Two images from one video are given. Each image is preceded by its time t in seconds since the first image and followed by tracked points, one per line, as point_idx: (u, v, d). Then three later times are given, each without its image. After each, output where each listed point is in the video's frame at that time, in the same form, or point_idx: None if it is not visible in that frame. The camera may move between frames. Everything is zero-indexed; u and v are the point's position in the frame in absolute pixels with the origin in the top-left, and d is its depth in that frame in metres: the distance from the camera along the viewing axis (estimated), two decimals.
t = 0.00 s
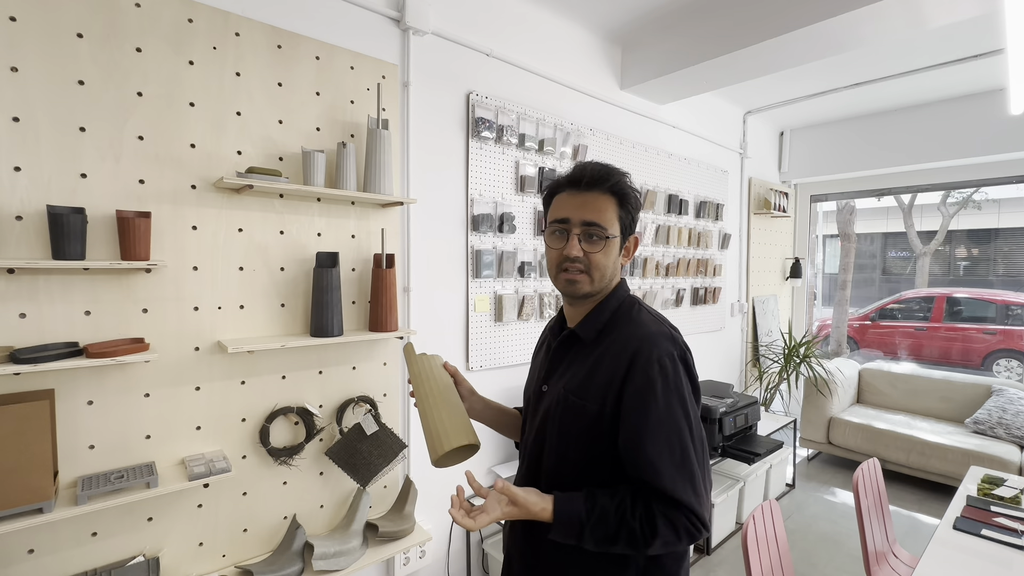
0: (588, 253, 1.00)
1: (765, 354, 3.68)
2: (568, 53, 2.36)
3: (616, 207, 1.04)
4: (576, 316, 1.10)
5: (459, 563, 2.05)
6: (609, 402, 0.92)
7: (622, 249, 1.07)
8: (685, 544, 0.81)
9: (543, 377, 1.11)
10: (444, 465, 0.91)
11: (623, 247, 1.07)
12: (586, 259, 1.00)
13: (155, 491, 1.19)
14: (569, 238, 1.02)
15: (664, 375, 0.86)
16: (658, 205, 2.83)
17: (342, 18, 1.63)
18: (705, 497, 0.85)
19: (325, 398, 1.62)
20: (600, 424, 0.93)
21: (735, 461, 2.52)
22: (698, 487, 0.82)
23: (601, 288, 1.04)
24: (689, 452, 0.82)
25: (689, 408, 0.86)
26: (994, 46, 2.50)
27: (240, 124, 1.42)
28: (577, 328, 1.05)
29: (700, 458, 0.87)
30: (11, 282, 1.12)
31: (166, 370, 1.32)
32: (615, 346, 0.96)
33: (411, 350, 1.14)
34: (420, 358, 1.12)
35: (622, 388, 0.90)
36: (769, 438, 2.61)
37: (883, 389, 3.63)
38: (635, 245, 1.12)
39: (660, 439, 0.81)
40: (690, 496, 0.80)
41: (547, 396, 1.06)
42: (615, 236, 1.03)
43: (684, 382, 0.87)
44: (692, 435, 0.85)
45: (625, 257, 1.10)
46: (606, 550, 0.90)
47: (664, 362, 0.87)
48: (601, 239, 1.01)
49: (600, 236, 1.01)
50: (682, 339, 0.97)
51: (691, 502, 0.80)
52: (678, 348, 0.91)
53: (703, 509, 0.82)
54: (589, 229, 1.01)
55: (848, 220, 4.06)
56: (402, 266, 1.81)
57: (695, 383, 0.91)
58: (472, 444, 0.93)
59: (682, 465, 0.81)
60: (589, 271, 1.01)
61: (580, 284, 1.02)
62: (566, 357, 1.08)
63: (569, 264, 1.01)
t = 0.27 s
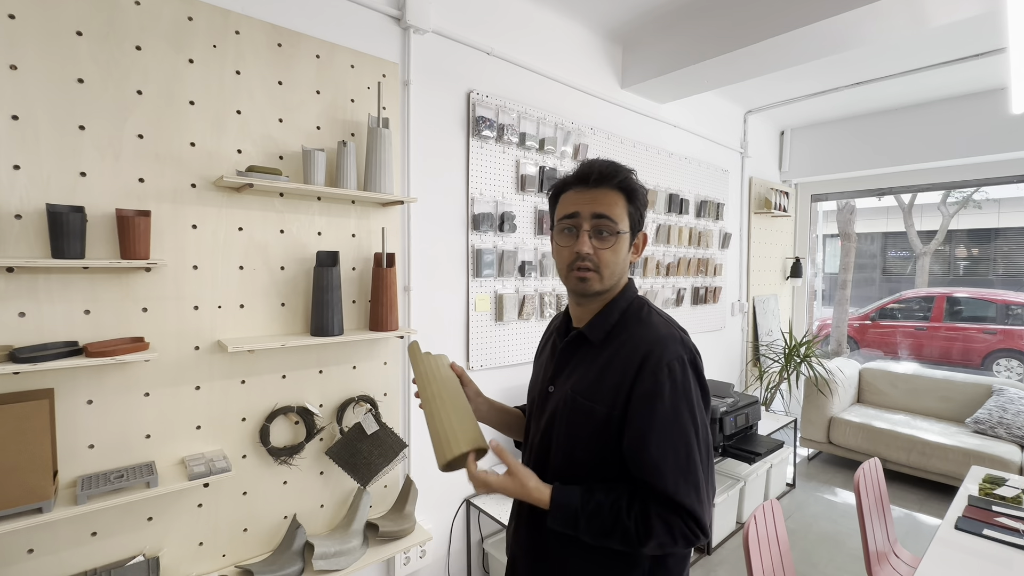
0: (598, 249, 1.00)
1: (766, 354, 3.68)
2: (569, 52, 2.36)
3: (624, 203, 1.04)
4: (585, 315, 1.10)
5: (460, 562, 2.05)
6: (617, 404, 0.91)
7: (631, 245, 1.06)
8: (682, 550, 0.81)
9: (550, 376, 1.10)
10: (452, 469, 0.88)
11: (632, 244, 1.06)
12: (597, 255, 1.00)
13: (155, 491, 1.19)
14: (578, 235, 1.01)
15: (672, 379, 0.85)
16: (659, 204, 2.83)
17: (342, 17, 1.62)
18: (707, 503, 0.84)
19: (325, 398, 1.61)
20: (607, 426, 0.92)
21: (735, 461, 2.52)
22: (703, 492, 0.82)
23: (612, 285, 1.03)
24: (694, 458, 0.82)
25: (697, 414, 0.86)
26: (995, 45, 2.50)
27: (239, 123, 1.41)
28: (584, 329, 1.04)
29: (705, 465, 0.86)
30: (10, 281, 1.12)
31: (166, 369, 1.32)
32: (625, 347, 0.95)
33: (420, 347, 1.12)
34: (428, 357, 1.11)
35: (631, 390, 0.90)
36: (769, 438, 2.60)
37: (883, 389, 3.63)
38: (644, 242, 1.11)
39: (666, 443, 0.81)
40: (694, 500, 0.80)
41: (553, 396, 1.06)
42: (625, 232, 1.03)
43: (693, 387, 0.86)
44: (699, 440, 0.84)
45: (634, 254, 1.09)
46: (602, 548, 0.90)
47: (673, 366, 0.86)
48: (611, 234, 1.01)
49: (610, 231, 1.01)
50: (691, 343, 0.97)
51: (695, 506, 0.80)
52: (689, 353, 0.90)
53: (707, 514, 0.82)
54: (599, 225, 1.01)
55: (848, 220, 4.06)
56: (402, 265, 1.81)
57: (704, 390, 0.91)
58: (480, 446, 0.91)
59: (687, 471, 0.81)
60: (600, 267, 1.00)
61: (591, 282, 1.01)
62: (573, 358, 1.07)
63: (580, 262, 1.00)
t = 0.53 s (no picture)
0: (605, 246, 1.00)
1: (766, 354, 3.68)
2: (569, 52, 2.36)
3: (631, 201, 1.04)
4: (593, 314, 1.09)
5: (460, 563, 2.05)
6: (622, 403, 0.91)
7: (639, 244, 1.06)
8: (677, 552, 0.81)
9: (555, 374, 1.10)
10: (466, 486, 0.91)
11: (640, 243, 1.06)
12: (603, 253, 1.00)
13: (155, 492, 1.18)
14: (585, 233, 1.02)
15: (678, 380, 0.85)
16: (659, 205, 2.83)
17: (342, 17, 1.62)
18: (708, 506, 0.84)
19: (325, 398, 1.61)
20: (612, 424, 0.92)
21: (735, 461, 2.52)
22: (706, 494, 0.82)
23: (620, 283, 1.02)
24: (698, 460, 0.81)
25: (703, 416, 0.85)
26: (995, 45, 2.50)
27: (239, 123, 1.41)
28: (592, 327, 1.04)
29: (710, 469, 0.86)
30: (9, 282, 1.11)
31: (165, 370, 1.31)
32: (632, 346, 0.95)
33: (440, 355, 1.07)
34: (445, 364, 1.07)
35: (637, 390, 0.90)
36: (769, 438, 2.61)
37: (883, 389, 3.63)
38: (652, 242, 1.11)
39: (670, 442, 0.81)
40: (697, 501, 0.80)
41: (558, 394, 1.06)
42: (633, 230, 1.02)
43: (699, 388, 0.86)
44: (703, 441, 0.84)
45: (642, 254, 1.09)
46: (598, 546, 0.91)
47: (680, 366, 0.86)
48: (618, 232, 1.00)
49: (618, 228, 1.00)
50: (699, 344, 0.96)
51: (697, 507, 0.80)
52: (697, 355, 0.90)
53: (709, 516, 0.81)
54: (606, 223, 1.01)
55: (848, 220, 4.06)
56: (403, 266, 1.81)
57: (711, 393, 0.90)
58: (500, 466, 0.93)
59: (689, 473, 0.80)
60: (607, 265, 1.00)
61: (599, 280, 1.01)
62: (578, 356, 1.07)
63: (587, 260, 1.00)
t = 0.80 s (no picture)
0: (599, 248, 1.00)
1: (765, 354, 3.68)
2: (568, 52, 2.35)
3: (630, 203, 1.03)
4: (593, 314, 1.09)
5: (459, 563, 2.04)
6: (621, 402, 0.91)
7: (637, 247, 1.05)
8: (674, 552, 0.81)
9: (555, 372, 1.10)
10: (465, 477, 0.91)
11: (639, 246, 1.05)
12: (597, 255, 1.00)
13: (154, 492, 1.18)
14: (580, 235, 1.02)
15: (678, 379, 0.85)
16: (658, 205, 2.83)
17: (342, 17, 1.62)
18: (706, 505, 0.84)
19: (324, 398, 1.61)
20: (611, 423, 0.92)
21: (735, 461, 2.52)
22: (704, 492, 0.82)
23: (615, 285, 1.02)
24: (697, 460, 0.81)
25: (702, 416, 0.85)
26: (994, 45, 2.50)
27: (238, 123, 1.41)
28: (592, 325, 1.04)
29: (708, 468, 0.85)
30: (7, 281, 1.11)
31: (164, 370, 1.31)
32: (632, 345, 0.95)
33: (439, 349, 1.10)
34: (445, 358, 1.09)
35: (636, 388, 0.89)
36: (769, 438, 2.61)
37: (882, 389, 3.63)
38: (653, 244, 1.09)
39: (669, 441, 0.81)
40: (695, 499, 0.80)
41: (557, 392, 1.05)
42: (629, 233, 1.01)
43: (698, 388, 0.86)
44: (702, 439, 0.84)
45: (642, 256, 1.08)
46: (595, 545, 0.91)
47: (680, 365, 0.86)
48: (613, 234, 1.00)
49: (612, 231, 1.00)
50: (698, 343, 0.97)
51: (695, 506, 0.80)
52: (697, 354, 0.89)
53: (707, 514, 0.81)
54: (601, 225, 1.01)
55: (847, 220, 4.07)
56: (402, 266, 1.81)
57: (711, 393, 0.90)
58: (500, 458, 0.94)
59: (687, 473, 0.80)
60: (600, 267, 1.00)
61: (592, 281, 1.01)
62: (578, 354, 1.07)
63: (581, 261, 1.01)
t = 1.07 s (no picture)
0: (591, 246, 1.00)
1: (765, 355, 3.68)
2: (569, 52, 2.36)
3: (623, 201, 1.02)
4: (594, 314, 1.09)
5: (460, 563, 2.04)
6: (622, 401, 0.91)
7: (634, 245, 1.04)
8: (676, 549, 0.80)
9: (556, 372, 1.10)
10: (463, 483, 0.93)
11: (635, 244, 1.04)
12: (589, 253, 1.00)
13: (154, 492, 1.18)
14: (573, 234, 1.03)
15: (679, 377, 0.85)
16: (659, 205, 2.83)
17: (342, 17, 1.62)
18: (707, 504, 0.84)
19: (324, 399, 1.61)
20: (612, 422, 0.92)
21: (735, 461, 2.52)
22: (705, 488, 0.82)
23: (610, 284, 1.02)
24: (698, 459, 0.81)
25: (703, 414, 0.85)
26: (995, 46, 2.50)
27: (239, 123, 1.41)
28: (593, 325, 1.04)
29: (709, 467, 0.85)
30: (8, 282, 1.11)
31: (164, 370, 1.31)
32: (634, 344, 0.95)
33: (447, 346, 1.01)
34: (451, 360, 0.98)
35: (638, 387, 0.89)
36: (769, 438, 2.61)
37: (882, 389, 3.63)
38: (653, 242, 1.08)
39: (670, 439, 0.81)
40: (695, 496, 0.80)
41: (558, 392, 1.05)
42: (623, 230, 1.01)
43: (700, 387, 0.86)
44: (703, 438, 0.84)
45: (640, 254, 1.07)
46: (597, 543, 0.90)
47: (681, 364, 0.86)
48: (605, 232, 1.00)
49: (604, 230, 1.00)
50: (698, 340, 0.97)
51: (697, 502, 0.80)
52: (699, 354, 0.90)
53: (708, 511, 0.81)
54: (593, 223, 1.01)
55: (847, 220, 4.07)
56: (402, 266, 1.81)
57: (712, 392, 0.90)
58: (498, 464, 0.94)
59: (688, 471, 0.80)
60: (593, 265, 1.00)
61: (586, 280, 1.02)
62: (580, 354, 1.07)
63: (574, 260, 1.02)
